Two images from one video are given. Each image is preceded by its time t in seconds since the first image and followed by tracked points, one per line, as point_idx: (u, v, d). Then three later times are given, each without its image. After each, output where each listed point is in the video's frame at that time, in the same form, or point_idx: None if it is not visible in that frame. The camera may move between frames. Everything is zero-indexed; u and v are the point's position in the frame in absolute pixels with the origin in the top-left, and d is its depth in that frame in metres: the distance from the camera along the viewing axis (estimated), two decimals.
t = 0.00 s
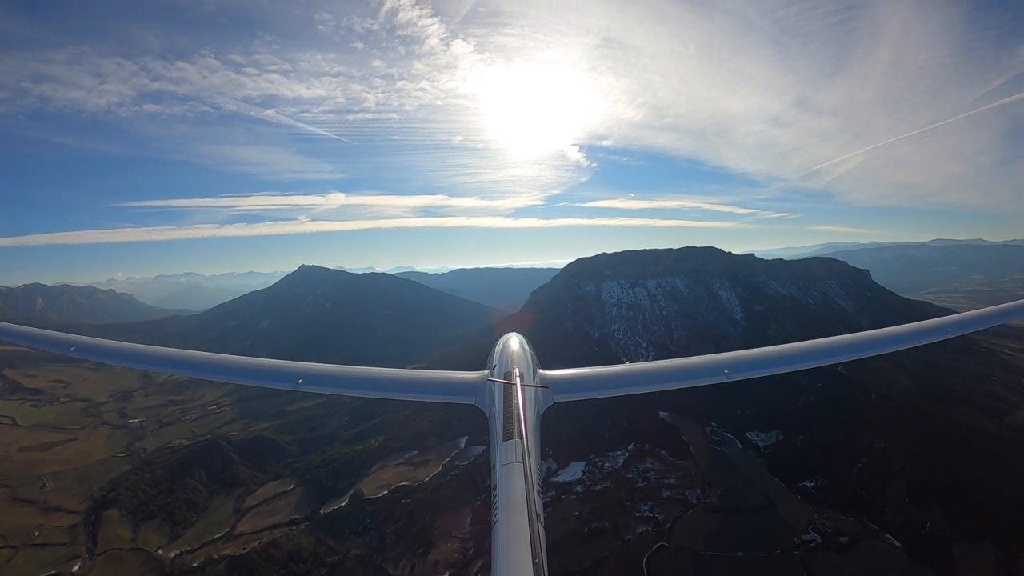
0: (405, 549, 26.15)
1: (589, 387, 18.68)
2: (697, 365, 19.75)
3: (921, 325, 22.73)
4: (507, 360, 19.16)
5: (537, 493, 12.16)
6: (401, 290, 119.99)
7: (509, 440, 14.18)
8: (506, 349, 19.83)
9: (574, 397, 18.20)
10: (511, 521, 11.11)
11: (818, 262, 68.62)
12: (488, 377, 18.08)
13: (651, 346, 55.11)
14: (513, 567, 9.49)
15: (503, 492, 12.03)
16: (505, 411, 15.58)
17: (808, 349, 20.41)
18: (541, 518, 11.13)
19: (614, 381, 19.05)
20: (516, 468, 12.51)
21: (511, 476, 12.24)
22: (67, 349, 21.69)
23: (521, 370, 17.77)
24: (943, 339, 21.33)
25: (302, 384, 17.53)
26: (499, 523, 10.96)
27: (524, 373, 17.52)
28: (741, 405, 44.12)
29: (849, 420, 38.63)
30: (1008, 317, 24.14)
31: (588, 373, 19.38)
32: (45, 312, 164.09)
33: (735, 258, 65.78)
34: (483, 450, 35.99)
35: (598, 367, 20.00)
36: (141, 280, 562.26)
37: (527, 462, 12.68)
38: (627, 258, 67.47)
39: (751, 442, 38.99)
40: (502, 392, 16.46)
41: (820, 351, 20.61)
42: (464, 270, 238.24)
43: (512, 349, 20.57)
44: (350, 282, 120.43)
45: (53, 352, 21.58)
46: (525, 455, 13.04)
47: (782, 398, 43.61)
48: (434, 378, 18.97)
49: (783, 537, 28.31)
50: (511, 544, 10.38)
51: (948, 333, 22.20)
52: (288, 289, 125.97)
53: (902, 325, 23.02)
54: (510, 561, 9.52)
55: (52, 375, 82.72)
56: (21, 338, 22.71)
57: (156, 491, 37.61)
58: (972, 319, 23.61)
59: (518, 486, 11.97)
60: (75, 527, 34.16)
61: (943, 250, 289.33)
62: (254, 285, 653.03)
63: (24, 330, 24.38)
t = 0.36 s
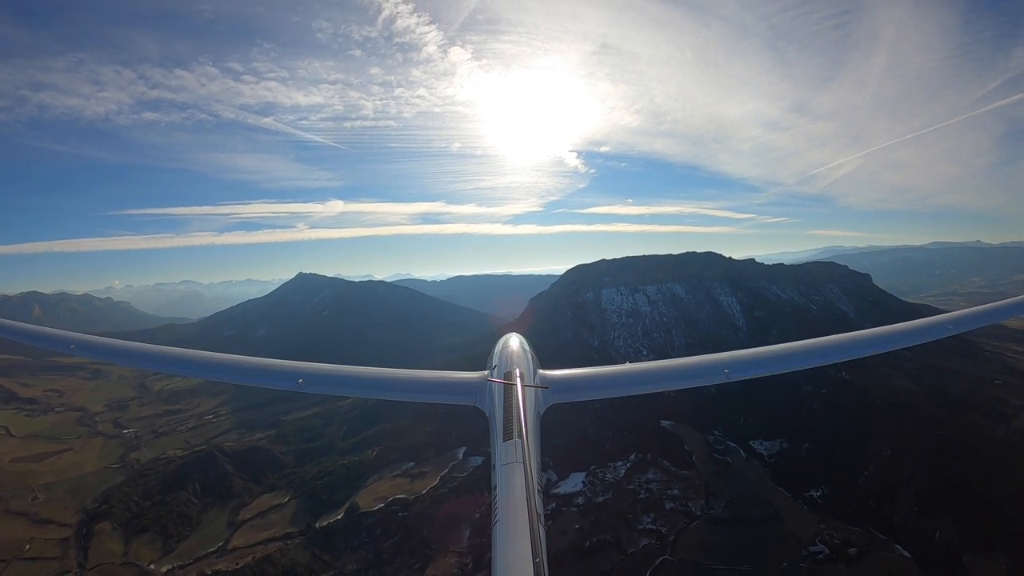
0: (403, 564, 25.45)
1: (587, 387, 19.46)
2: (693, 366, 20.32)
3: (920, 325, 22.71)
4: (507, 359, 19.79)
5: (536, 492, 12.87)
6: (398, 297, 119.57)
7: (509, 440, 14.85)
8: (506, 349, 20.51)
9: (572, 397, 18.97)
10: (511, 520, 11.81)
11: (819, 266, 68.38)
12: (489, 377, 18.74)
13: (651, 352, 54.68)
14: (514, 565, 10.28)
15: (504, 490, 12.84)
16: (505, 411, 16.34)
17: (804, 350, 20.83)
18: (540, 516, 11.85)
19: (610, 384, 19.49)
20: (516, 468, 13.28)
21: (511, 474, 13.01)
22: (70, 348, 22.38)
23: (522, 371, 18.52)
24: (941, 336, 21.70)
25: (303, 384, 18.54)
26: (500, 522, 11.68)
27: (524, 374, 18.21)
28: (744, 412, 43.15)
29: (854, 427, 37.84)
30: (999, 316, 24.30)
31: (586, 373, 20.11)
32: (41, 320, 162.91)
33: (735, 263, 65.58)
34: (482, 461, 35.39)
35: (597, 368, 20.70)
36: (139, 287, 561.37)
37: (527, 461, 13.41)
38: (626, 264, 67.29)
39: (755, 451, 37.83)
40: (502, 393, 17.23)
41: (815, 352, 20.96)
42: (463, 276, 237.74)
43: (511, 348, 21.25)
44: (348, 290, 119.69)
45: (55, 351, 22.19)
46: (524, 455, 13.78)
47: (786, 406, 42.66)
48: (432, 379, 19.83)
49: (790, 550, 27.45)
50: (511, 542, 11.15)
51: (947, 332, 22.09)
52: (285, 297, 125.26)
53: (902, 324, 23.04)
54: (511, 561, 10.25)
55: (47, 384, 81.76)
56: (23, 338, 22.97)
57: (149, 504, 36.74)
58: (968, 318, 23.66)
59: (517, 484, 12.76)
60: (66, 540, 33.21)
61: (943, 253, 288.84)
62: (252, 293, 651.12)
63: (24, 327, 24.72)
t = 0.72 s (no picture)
0: None
1: (589, 386, 19.64)
2: (695, 365, 20.46)
3: (915, 326, 23.44)
4: (507, 357, 19.78)
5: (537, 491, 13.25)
6: (394, 312, 119.46)
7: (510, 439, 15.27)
8: (507, 349, 20.54)
9: (572, 396, 19.10)
10: (513, 521, 12.33)
11: (817, 278, 68.47)
12: (489, 377, 18.94)
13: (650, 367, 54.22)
14: (514, 565, 10.82)
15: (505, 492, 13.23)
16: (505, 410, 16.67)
17: (804, 350, 21.06)
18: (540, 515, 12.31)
19: (610, 384, 19.61)
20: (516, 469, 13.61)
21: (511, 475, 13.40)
22: (69, 348, 23.18)
23: (521, 370, 18.57)
24: (937, 339, 22.31)
25: (303, 384, 19.39)
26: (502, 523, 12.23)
27: (524, 373, 18.28)
28: (745, 428, 42.52)
29: (857, 441, 37.19)
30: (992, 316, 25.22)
31: (587, 373, 20.22)
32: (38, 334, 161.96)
33: (734, 275, 65.67)
34: (476, 481, 34.47)
35: (598, 368, 20.92)
36: (136, 301, 559.73)
37: (528, 460, 13.79)
38: (623, 277, 67.52)
39: (757, 467, 37.03)
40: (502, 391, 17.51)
41: (818, 350, 21.14)
42: (460, 291, 237.59)
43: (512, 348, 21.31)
44: (345, 304, 119.27)
45: (55, 350, 23.00)
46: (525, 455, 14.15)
47: (788, 421, 42.07)
48: (430, 379, 20.49)
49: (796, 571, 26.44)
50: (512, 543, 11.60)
51: (942, 334, 22.86)
52: (281, 311, 124.78)
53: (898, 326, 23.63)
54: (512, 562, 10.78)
55: (39, 398, 80.41)
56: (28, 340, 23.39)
57: (138, 522, 35.36)
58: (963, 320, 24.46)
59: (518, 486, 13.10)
60: (53, 560, 31.54)
61: (939, 265, 289.96)
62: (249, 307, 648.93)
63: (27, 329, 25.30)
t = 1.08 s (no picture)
0: None
1: (588, 387, 19.76)
2: (694, 364, 20.62)
3: (908, 327, 23.84)
4: (507, 356, 19.79)
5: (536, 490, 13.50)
6: (390, 327, 118.87)
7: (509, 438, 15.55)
8: (507, 348, 20.40)
9: (572, 396, 19.30)
10: (511, 516, 12.76)
11: (814, 290, 68.52)
12: (489, 377, 19.09)
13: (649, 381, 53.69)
14: (513, 563, 11.25)
15: (507, 490, 13.31)
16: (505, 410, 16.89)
17: (800, 349, 21.25)
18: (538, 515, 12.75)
19: (609, 385, 19.76)
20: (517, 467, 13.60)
21: (511, 473, 13.62)
22: (71, 348, 26.30)
23: (522, 369, 18.58)
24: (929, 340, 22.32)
25: (301, 383, 20.29)
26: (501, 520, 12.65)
27: (524, 373, 18.32)
28: (746, 443, 41.93)
29: (860, 455, 36.63)
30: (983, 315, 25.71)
31: (587, 375, 20.38)
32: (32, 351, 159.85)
33: (731, 288, 65.75)
34: (472, 500, 33.83)
35: (597, 368, 21.11)
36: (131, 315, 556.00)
37: (528, 459, 14.00)
38: (620, 292, 67.57)
39: (759, 484, 36.34)
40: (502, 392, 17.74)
41: (816, 350, 21.23)
42: (456, 306, 236.76)
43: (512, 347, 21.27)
44: (341, 320, 118.54)
45: (60, 352, 25.94)
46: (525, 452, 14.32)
47: (790, 436, 41.43)
48: (429, 379, 20.95)
49: None
50: (513, 541, 11.94)
51: (940, 333, 23.19)
52: (276, 326, 123.94)
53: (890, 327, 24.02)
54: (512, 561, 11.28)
55: (29, 414, 78.73)
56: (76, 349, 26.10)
57: (127, 542, 34.16)
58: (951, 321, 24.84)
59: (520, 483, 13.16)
60: None
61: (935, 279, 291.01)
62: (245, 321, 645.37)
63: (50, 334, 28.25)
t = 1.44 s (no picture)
0: None
1: (589, 386, 19.15)
2: (695, 365, 20.07)
3: (916, 329, 23.22)
4: (507, 356, 19.42)
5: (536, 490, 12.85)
6: (383, 309, 117.90)
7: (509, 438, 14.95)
8: (507, 348, 20.10)
9: (573, 396, 18.81)
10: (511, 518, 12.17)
11: (811, 277, 67.90)
12: (489, 377, 18.63)
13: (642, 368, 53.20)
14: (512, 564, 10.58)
15: (506, 491, 12.71)
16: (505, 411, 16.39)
17: (804, 351, 20.59)
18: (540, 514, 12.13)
19: (609, 384, 19.16)
20: (516, 470, 13.14)
21: (510, 473, 12.99)
22: (69, 352, 24.48)
23: (522, 369, 18.14)
24: (937, 342, 21.92)
25: (300, 383, 19.48)
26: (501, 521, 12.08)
27: (524, 373, 17.92)
28: (741, 432, 41.72)
29: (855, 447, 36.44)
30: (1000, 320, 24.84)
31: (587, 374, 19.85)
32: (20, 329, 158.09)
33: (728, 274, 64.99)
34: (463, 487, 33.45)
35: (597, 367, 20.59)
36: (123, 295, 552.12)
37: (528, 459, 13.39)
38: (615, 276, 66.65)
39: (754, 474, 36.20)
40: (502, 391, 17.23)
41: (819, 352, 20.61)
42: (450, 288, 235.71)
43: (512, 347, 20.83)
44: (333, 300, 117.24)
45: (55, 355, 24.34)
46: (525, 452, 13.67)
47: (785, 427, 41.18)
48: (430, 379, 20.38)
49: None
50: (512, 544, 11.35)
51: (946, 337, 22.72)
52: (267, 306, 122.65)
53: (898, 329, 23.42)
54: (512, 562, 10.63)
55: (18, 396, 77.81)
56: (29, 346, 24.64)
57: (115, 528, 33.56)
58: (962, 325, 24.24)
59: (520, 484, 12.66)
60: (23, 568, 29.43)
61: (928, 266, 292.30)
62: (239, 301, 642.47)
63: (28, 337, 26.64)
